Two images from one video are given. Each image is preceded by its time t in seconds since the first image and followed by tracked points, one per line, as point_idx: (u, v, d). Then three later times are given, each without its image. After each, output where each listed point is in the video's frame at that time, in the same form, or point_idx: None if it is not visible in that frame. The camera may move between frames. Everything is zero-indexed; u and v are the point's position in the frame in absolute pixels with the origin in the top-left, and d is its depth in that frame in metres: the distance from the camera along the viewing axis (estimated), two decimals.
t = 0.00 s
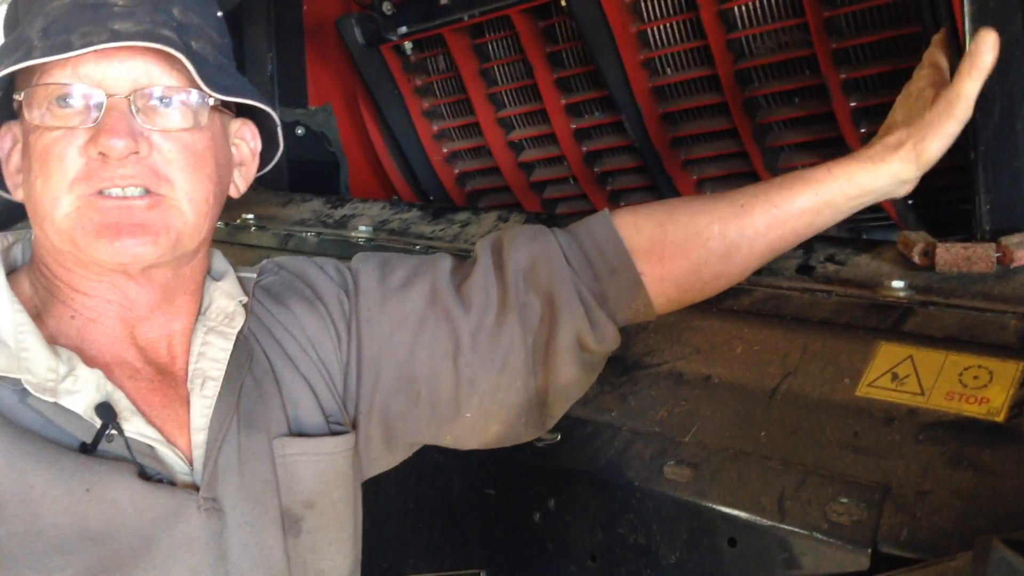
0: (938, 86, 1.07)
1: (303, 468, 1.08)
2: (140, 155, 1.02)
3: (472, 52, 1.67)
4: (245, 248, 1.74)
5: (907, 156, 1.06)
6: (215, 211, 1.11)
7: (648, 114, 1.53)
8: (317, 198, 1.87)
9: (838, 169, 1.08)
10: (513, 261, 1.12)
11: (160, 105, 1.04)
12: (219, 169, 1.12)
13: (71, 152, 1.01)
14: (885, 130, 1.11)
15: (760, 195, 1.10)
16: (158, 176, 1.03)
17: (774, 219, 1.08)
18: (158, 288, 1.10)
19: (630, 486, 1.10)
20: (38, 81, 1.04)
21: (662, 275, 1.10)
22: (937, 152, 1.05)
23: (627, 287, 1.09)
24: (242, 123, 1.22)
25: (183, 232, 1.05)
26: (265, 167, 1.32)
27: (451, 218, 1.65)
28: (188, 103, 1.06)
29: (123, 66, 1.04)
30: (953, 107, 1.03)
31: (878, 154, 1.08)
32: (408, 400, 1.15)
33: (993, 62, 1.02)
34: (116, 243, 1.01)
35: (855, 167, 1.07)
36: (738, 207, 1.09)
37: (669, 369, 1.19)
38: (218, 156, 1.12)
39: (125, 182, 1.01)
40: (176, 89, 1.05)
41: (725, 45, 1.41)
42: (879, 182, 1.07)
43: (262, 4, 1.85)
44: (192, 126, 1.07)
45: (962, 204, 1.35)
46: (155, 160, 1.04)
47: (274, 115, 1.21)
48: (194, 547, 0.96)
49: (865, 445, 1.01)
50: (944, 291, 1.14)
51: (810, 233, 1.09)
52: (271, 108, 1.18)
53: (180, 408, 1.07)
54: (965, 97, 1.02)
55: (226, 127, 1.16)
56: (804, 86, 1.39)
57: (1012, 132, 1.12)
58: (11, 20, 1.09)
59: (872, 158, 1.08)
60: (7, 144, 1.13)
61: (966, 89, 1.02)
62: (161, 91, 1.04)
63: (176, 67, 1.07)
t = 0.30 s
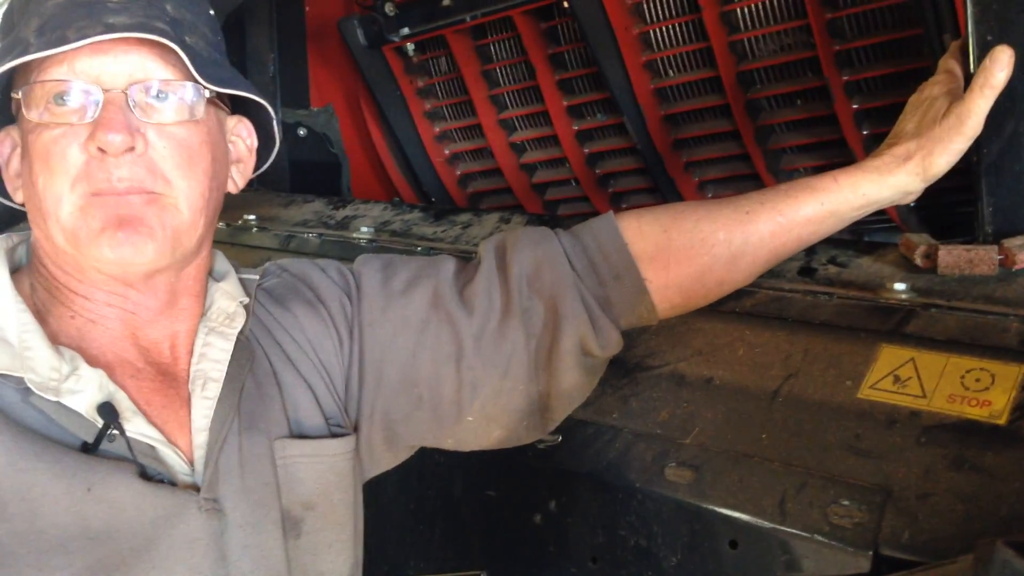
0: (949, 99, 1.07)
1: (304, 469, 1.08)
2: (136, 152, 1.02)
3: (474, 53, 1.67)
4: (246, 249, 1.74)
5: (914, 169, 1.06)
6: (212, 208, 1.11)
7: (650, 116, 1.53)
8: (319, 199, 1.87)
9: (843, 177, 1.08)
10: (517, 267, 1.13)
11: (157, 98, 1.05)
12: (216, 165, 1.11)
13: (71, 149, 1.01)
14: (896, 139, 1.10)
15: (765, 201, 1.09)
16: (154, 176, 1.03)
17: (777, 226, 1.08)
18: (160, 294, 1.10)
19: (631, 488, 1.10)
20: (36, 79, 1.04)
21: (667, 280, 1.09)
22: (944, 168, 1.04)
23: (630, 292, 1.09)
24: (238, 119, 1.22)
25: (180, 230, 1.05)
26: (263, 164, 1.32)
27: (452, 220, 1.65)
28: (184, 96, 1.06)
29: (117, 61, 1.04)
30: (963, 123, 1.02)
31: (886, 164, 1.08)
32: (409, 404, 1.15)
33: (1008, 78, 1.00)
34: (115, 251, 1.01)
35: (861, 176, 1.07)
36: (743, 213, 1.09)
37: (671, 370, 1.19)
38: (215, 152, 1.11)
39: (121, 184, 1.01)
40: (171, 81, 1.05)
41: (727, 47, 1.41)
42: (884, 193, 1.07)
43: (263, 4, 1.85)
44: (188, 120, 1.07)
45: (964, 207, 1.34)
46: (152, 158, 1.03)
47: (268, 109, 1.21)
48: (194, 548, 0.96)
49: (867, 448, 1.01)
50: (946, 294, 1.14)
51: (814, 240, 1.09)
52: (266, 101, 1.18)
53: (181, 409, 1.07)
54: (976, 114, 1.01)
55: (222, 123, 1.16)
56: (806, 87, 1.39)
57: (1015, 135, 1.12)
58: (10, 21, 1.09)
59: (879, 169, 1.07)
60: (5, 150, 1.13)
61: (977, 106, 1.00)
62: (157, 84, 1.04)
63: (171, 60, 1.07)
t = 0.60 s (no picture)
0: (954, 103, 1.06)
1: (305, 472, 1.07)
2: (139, 149, 1.02)
3: (474, 55, 1.67)
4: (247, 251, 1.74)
5: (917, 173, 1.05)
6: (213, 206, 1.11)
7: (651, 118, 1.53)
8: (320, 200, 1.87)
9: (846, 181, 1.08)
10: (518, 270, 1.13)
11: (160, 100, 1.05)
12: (218, 166, 1.11)
13: (72, 149, 1.01)
14: (900, 144, 1.10)
15: (767, 204, 1.10)
16: (155, 172, 1.03)
17: (779, 230, 1.08)
18: (159, 296, 1.10)
19: (631, 491, 1.09)
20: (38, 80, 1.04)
21: (669, 283, 1.09)
22: (948, 171, 1.03)
23: (631, 295, 1.09)
24: (241, 122, 1.23)
25: (179, 228, 1.05)
26: (264, 169, 1.33)
27: (453, 221, 1.65)
28: (188, 97, 1.07)
29: (120, 62, 1.04)
30: (967, 127, 1.00)
31: (890, 167, 1.07)
32: (410, 406, 1.15)
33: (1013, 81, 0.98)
34: (117, 240, 1.01)
35: (864, 180, 1.07)
36: (744, 217, 1.09)
37: (672, 373, 1.19)
38: (217, 152, 1.12)
39: (123, 179, 1.01)
40: (174, 83, 1.06)
41: (729, 50, 1.41)
42: (886, 197, 1.06)
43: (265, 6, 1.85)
44: (191, 121, 1.07)
45: (965, 209, 1.35)
46: (154, 155, 1.03)
47: (271, 111, 1.22)
48: (196, 551, 0.96)
49: (868, 451, 1.01)
50: (947, 297, 1.14)
51: (815, 243, 1.09)
52: (270, 103, 1.19)
53: (183, 411, 1.07)
54: (979, 119, 0.99)
55: (224, 124, 1.17)
56: (807, 90, 1.39)
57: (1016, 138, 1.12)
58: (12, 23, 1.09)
59: (883, 173, 1.07)
60: (8, 151, 1.13)
61: (981, 111, 0.98)
62: (160, 85, 1.04)
63: (174, 62, 1.07)
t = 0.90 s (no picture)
0: (961, 107, 1.06)
1: (316, 473, 1.08)
2: (154, 156, 1.03)
3: (479, 60, 1.67)
4: (252, 254, 1.75)
5: (924, 177, 1.05)
6: (226, 215, 1.12)
7: (655, 122, 1.53)
8: (325, 204, 1.87)
9: (853, 187, 1.08)
10: (525, 274, 1.13)
11: (174, 107, 1.05)
12: (231, 172, 1.12)
13: (87, 155, 1.01)
14: (908, 147, 1.10)
15: (774, 210, 1.10)
16: (170, 179, 1.04)
17: (786, 236, 1.08)
18: (173, 305, 1.11)
19: (637, 495, 1.09)
20: (53, 86, 1.04)
21: (676, 288, 1.10)
22: (956, 175, 1.03)
23: (639, 300, 1.09)
24: (252, 129, 1.24)
25: (195, 240, 1.06)
26: (275, 175, 1.33)
27: (458, 225, 1.65)
28: (201, 104, 1.07)
29: (136, 70, 1.04)
30: (976, 130, 1.00)
31: (897, 172, 1.07)
32: (419, 410, 1.15)
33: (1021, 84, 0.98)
34: (132, 252, 1.01)
35: (871, 185, 1.07)
36: (751, 223, 1.09)
37: (676, 377, 1.19)
38: (229, 157, 1.12)
39: (138, 184, 1.02)
40: (188, 90, 1.06)
41: (733, 54, 1.41)
42: (893, 203, 1.07)
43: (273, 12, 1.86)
44: (204, 128, 1.07)
45: (970, 214, 1.35)
46: (169, 163, 1.04)
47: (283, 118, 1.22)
48: (206, 551, 0.96)
49: (873, 455, 1.01)
50: (953, 302, 1.14)
51: (821, 248, 1.10)
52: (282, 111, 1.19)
53: (196, 410, 1.08)
54: (988, 121, 0.99)
55: (237, 131, 1.17)
56: (811, 95, 1.39)
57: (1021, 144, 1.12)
58: (27, 29, 1.10)
59: (890, 177, 1.07)
60: (20, 155, 1.13)
61: (989, 114, 0.99)
62: (174, 93, 1.05)
63: (188, 69, 1.08)
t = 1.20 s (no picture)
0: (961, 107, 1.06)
1: (319, 472, 1.08)
2: (160, 156, 1.03)
3: (481, 62, 1.67)
4: (253, 256, 1.75)
5: (922, 178, 1.04)
6: (230, 217, 1.12)
7: (657, 124, 1.54)
8: (327, 206, 1.87)
9: (852, 187, 1.08)
10: (524, 275, 1.13)
11: (178, 107, 1.05)
12: (234, 174, 1.12)
13: (93, 156, 1.02)
14: (908, 147, 1.10)
15: (773, 210, 1.10)
16: (177, 181, 1.04)
17: (784, 236, 1.08)
18: (175, 306, 1.11)
19: (638, 497, 1.09)
20: (59, 87, 1.04)
21: (674, 289, 1.10)
22: (954, 175, 1.02)
23: (638, 302, 1.09)
24: (252, 130, 1.24)
25: (201, 244, 1.06)
26: (275, 175, 1.33)
27: (460, 228, 1.65)
28: (205, 104, 1.07)
29: (141, 70, 1.05)
30: (974, 132, 1.00)
31: (896, 172, 1.07)
32: (419, 410, 1.15)
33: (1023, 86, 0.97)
34: (139, 259, 1.01)
35: (870, 185, 1.07)
36: (749, 222, 1.09)
37: (677, 379, 1.19)
38: (233, 158, 1.12)
39: (146, 185, 1.02)
40: (192, 91, 1.06)
41: (735, 57, 1.41)
42: (892, 202, 1.06)
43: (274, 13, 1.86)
44: (208, 129, 1.07)
45: (971, 216, 1.35)
46: (176, 163, 1.04)
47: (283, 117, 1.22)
48: (211, 550, 0.97)
49: (874, 457, 1.01)
50: (954, 304, 1.14)
51: (820, 249, 1.10)
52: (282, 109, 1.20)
53: (198, 411, 1.08)
54: (988, 124, 0.98)
55: (239, 132, 1.17)
56: (812, 98, 1.39)
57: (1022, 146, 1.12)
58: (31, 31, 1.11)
59: (889, 178, 1.07)
60: (21, 156, 1.14)
61: (988, 116, 0.98)
62: (178, 93, 1.05)
63: (192, 70, 1.08)
